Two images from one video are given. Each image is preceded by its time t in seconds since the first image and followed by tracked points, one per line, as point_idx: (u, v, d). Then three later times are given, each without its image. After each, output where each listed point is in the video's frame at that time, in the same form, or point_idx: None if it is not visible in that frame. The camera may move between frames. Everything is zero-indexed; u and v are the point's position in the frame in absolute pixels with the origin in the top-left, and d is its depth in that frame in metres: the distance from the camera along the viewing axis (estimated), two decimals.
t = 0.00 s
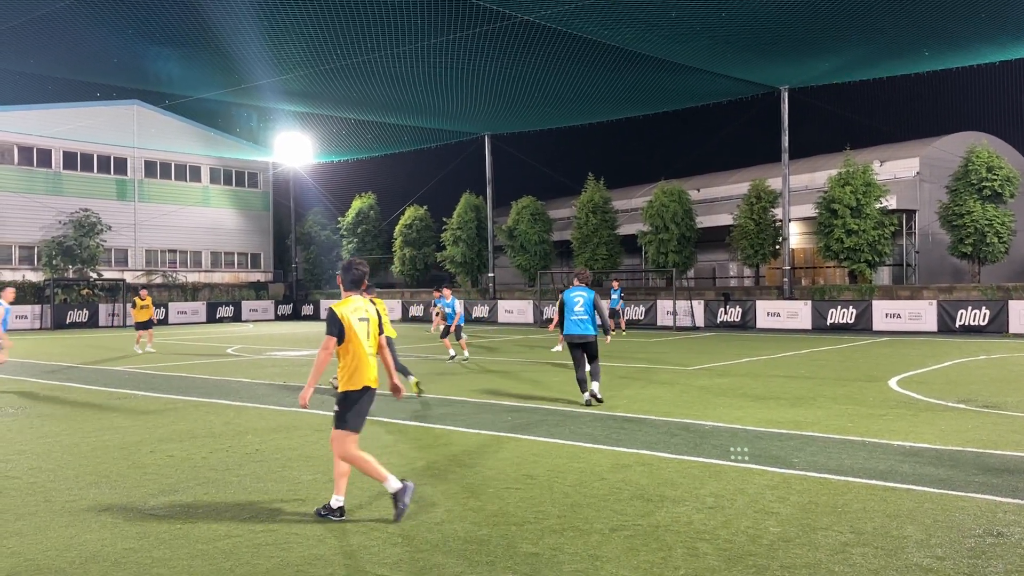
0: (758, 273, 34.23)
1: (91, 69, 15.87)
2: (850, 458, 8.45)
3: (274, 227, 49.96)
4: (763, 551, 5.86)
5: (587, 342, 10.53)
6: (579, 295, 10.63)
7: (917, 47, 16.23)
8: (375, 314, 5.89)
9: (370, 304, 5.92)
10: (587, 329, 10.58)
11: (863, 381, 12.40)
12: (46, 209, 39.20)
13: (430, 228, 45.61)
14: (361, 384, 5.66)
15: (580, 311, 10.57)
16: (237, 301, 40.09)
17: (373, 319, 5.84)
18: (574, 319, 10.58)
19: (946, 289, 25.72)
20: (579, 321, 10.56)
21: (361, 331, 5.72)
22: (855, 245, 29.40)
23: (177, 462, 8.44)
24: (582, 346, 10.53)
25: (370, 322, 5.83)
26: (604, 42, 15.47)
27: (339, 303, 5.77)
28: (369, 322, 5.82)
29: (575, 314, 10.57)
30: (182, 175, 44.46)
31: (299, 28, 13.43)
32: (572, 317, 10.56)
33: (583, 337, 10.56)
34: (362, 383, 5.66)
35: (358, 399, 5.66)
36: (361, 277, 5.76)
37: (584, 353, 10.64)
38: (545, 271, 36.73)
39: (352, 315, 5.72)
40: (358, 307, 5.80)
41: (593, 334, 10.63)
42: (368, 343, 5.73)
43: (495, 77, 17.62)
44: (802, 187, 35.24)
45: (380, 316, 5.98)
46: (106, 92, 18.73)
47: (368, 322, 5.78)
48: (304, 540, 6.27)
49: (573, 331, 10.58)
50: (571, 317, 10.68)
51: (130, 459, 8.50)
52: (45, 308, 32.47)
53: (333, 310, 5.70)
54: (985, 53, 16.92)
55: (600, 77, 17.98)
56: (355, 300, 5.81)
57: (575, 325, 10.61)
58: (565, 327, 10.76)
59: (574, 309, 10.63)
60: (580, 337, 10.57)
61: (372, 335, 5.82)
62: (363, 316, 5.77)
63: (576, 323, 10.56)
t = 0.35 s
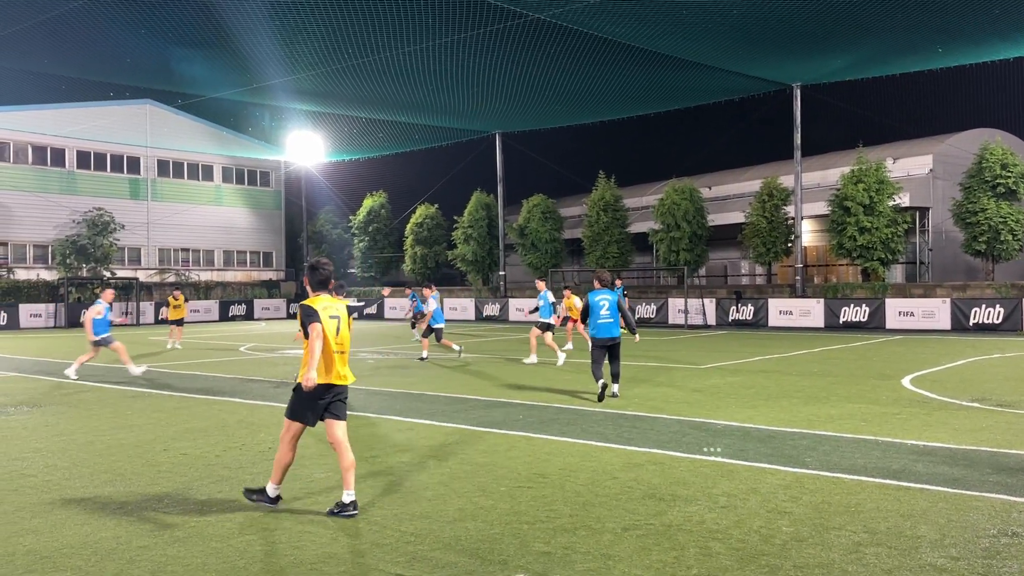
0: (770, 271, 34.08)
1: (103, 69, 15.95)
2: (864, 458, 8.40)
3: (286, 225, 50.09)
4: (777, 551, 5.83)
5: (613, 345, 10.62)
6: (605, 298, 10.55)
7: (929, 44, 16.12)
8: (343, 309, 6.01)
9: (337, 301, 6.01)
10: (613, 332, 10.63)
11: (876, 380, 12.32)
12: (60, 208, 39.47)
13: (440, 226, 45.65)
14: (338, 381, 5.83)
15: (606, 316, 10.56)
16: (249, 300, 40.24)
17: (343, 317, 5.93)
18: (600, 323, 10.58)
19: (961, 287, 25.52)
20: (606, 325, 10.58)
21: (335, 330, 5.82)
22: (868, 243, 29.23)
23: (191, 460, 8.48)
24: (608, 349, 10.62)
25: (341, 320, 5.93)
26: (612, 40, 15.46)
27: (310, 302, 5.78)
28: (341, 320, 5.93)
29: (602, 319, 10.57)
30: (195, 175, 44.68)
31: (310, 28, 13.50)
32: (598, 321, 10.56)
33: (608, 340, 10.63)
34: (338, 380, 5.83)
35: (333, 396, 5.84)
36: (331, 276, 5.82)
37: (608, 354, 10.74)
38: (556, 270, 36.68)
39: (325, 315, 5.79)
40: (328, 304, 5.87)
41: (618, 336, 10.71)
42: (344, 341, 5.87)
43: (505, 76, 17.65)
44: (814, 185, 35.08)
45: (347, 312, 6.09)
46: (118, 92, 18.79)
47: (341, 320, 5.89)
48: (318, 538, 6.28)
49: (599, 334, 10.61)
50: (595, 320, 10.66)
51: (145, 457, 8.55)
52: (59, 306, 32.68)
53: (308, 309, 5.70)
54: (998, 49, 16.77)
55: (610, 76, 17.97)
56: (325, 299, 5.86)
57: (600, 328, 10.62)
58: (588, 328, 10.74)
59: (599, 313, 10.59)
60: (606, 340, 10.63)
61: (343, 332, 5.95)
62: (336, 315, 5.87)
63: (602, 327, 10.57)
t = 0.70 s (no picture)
0: (784, 270, 33.90)
1: (120, 70, 16.04)
2: (879, 458, 8.34)
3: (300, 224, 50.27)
4: (792, 551, 5.80)
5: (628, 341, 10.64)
6: (622, 295, 10.54)
7: (944, 41, 15.98)
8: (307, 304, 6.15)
9: (303, 296, 6.16)
10: (627, 328, 10.65)
11: (891, 379, 12.23)
12: (76, 208, 39.79)
13: (453, 225, 45.70)
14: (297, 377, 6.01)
15: (623, 312, 10.55)
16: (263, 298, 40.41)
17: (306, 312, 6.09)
18: (616, 319, 10.58)
19: (978, 285, 25.30)
20: (621, 321, 10.57)
21: (293, 327, 5.97)
22: (884, 241, 29.02)
23: (206, 459, 8.52)
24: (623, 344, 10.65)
25: (303, 316, 6.07)
26: (625, 38, 15.42)
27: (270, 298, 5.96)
28: (302, 316, 6.09)
29: (618, 315, 10.55)
30: (210, 175, 44.94)
31: (324, 28, 13.53)
32: (614, 317, 10.55)
33: (624, 336, 10.65)
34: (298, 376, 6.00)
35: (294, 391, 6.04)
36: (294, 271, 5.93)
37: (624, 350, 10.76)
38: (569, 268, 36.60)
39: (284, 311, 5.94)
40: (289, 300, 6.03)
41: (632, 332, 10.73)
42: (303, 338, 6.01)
43: (518, 75, 17.65)
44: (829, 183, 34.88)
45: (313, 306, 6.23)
46: (134, 93, 18.81)
47: (301, 317, 6.03)
48: (332, 536, 6.30)
49: (615, 330, 10.61)
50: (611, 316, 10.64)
51: (160, 456, 8.59)
52: (75, 305, 32.95)
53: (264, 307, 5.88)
54: (1014, 45, 16.59)
55: (623, 74, 17.92)
56: (286, 295, 6.02)
57: (616, 324, 10.62)
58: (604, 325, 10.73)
59: (616, 309, 10.58)
60: (621, 335, 10.64)
61: (307, 328, 6.11)
62: (296, 311, 6.01)
63: (618, 323, 10.58)
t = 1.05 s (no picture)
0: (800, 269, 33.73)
1: (135, 71, 16.12)
2: (894, 458, 8.28)
3: (314, 224, 50.41)
4: (807, 551, 5.78)
5: (641, 338, 10.58)
6: (635, 292, 10.55)
7: (959, 37, 15.84)
8: (286, 310, 6.30)
9: (283, 303, 6.35)
10: (640, 325, 10.60)
11: (907, 379, 12.14)
12: (93, 208, 40.06)
13: (466, 225, 45.74)
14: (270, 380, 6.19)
15: (635, 309, 10.52)
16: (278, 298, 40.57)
17: (281, 318, 6.27)
18: (629, 316, 10.55)
19: (996, 285, 25.10)
20: (634, 319, 10.54)
21: (263, 332, 6.20)
22: (900, 240, 28.81)
23: (222, 458, 8.57)
24: (636, 342, 10.60)
25: (276, 323, 6.24)
26: (637, 37, 15.39)
27: (249, 304, 6.34)
28: (279, 322, 6.27)
29: (631, 312, 10.53)
30: (225, 175, 45.15)
31: (336, 28, 13.57)
32: (627, 314, 10.53)
33: (637, 333, 10.60)
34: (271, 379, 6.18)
35: (271, 393, 6.22)
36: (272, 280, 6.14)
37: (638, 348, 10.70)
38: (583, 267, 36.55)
39: (258, 315, 6.25)
40: (269, 307, 6.31)
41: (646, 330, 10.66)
42: (273, 343, 6.18)
43: (530, 74, 17.66)
44: (844, 181, 34.67)
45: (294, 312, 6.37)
46: (150, 93, 18.76)
47: (274, 322, 6.23)
48: (346, 535, 6.32)
49: (628, 327, 10.58)
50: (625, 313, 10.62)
51: (176, 455, 8.64)
52: (92, 305, 33.25)
53: (241, 312, 6.28)
54: None
55: (635, 73, 17.89)
56: (265, 301, 6.33)
57: (629, 321, 10.59)
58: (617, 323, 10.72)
59: (629, 306, 10.57)
60: (634, 333, 10.61)
61: (282, 333, 6.25)
62: (270, 316, 6.24)
63: (630, 320, 10.55)
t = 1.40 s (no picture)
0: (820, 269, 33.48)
1: (155, 72, 16.22)
2: (917, 459, 8.20)
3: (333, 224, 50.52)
4: (828, 552, 5.73)
5: (661, 336, 10.52)
6: (656, 290, 10.53)
7: (980, 35, 15.66)
8: (283, 307, 6.69)
9: (280, 298, 6.74)
10: (661, 323, 10.54)
11: (929, 379, 12.00)
12: (114, 209, 40.37)
13: (485, 225, 45.74)
14: (268, 372, 6.61)
15: (657, 306, 10.45)
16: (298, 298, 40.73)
17: (281, 314, 6.66)
18: (651, 313, 10.49)
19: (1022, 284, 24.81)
20: (656, 316, 10.47)
21: (262, 326, 6.57)
22: (922, 239, 28.52)
23: (243, 457, 8.61)
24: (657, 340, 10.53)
25: (277, 317, 6.63)
26: (654, 37, 15.35)
27: (249, 300, 6.68)
28: (277, 317, 6.65)
29: (653, 309, 10.46)
30: (245, 175, 45.42)
31: (355, 29, 13.64)
32: (649, 311, 10.45)
33: (658, 330, 10.54)
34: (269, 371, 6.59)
35: (270, 384, 6.63)
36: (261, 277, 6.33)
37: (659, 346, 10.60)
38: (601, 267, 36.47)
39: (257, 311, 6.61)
40: (267, 302, 6.67)
41: (667, 328, 10.60)
42: (272, 338, 6.56)
43: (547, 74, 17.66)
44: (866, 180, 34.43)
45: (291, 308, 6.75)
46: (171, 95, 18.94)
47: (273, 317, 6.59)
48: (366, 534, 6.34)
49: (650, 325, 10.49)
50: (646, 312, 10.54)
51: (198, 453, 8.70)
52: (115, 305, 33.53)
53: (242, 308, 6.60)
54: None
55: (652, 72, 17.83)
56: (263, 297, 6.67)
57: (650, 319, 10.52)
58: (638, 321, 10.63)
59: (650, 304, 10.50)
60: (655, 331, 10.54)
61: (280, 328, 6.65)
62: (268, 312, 6.60)
63: (652, 317, 10.47)
